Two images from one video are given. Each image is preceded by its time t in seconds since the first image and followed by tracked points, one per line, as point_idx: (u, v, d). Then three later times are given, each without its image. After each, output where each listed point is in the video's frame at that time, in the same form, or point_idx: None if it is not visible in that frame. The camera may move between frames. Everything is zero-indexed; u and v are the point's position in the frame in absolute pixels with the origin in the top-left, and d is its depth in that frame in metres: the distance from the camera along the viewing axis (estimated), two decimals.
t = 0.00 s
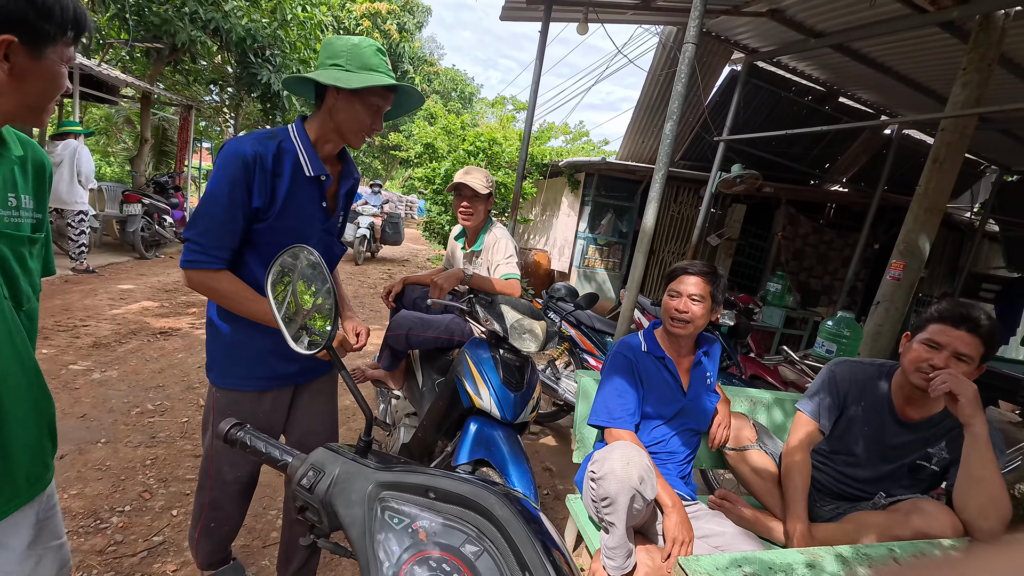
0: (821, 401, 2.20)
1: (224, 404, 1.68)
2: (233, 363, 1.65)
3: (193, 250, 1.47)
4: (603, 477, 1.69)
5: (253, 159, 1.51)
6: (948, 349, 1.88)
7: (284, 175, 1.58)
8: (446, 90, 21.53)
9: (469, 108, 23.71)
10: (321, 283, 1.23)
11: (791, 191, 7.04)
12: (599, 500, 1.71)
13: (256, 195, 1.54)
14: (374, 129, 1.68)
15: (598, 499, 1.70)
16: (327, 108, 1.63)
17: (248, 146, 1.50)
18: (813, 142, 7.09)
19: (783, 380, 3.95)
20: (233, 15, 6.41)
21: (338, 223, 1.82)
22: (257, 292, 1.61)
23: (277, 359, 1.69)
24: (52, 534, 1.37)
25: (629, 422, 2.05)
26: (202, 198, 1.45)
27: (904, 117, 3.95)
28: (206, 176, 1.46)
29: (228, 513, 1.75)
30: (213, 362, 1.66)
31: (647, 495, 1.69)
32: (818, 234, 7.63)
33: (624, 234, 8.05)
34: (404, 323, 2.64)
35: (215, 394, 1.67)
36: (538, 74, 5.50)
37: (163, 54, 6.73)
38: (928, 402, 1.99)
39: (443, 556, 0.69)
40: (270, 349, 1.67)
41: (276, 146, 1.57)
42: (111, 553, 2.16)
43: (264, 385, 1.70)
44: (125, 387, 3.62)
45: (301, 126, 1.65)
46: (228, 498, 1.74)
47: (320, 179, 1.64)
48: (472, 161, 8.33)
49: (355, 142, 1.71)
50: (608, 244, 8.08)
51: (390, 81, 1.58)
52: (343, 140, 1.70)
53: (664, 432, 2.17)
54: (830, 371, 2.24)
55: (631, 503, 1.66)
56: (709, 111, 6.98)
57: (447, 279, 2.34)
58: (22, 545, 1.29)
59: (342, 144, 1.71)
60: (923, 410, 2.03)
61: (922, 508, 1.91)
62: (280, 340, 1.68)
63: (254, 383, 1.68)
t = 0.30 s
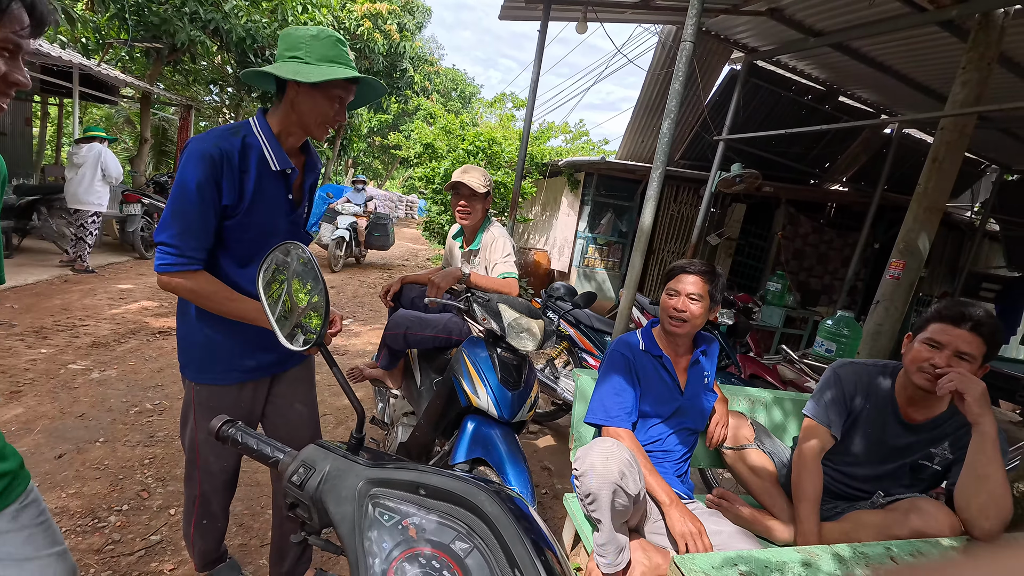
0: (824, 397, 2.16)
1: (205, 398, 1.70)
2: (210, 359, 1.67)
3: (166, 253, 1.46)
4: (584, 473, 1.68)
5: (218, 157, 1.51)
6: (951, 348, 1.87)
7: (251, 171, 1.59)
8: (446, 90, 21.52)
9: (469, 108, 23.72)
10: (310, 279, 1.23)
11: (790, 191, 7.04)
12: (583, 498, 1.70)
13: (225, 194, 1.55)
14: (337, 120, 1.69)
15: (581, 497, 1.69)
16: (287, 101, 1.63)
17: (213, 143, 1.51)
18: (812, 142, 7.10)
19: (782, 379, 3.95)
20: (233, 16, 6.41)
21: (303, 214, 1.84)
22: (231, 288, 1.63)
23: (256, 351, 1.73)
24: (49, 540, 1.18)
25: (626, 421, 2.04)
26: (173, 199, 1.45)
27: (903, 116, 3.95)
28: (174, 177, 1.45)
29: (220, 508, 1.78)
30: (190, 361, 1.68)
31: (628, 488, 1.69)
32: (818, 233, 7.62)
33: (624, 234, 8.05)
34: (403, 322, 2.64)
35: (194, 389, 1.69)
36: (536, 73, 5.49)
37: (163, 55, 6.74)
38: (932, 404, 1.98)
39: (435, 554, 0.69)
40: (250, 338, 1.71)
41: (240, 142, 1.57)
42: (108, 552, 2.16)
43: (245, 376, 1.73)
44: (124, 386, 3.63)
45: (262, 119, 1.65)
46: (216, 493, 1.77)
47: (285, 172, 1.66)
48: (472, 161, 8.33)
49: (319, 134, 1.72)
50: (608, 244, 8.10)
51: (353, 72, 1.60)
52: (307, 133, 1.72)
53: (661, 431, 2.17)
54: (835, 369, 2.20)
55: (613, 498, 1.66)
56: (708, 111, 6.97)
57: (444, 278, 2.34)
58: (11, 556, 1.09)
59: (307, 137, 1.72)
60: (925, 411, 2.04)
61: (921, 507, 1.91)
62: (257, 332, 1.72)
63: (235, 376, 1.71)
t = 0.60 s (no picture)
0: (828, 397, 2.14)
1: (202, 392, 1.69)
2: (206, 355, 1.66)
3: (150, 251, 1.46)
4: (573, 471, 1.67)
5: (196, 154, 1.51)
6: (944, 343, 1.87)
7: (230, 166, 1.59)
8: (446, 89, 21.54)
9: (469, 107, 23.72)
10: (299, 274, 1.22)
11: (791, 189, 7.02)
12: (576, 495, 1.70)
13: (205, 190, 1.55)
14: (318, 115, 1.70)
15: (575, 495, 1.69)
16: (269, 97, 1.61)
17: (190, 140, 1.50)
18: (813, 140, 7.09)
19: (782, 378, 3.94)
20: (233, 16, 6.41)
21: (285, 205, 1.85)
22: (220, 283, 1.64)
23: (248, 343, 1.73)
24: (48, 539, 1.22)
25: (629, 419, 2.03)
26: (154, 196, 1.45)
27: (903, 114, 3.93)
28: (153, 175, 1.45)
29: (215, 499, 1.79)
30: (184, 356, 1.66)
31: (620, 486, 1.67)
32: (818, 232, 7.61)
33: (624, 233, 8.05)
34: (401, 321, 2.63)
35: (190, 384, 1.68)
36: (536, 71, 5.47)
37: (164, 55, 6.75)
38: (939, 403, 1.96)
39: (428, 553, 0.69)
40: (243, 329, 1.71)
41: (217, 138, 1.57)
42: (106, 552, 2.15)
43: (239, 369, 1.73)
44: (123, 386, 3.63)
45: (237, 113, 1.64)
46: (211, 484, 1.78)
47: (264, 165, 1.66)
48: (471, 160, 8.33)
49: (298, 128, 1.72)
50: (608, 243, 8.11)
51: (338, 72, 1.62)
52: (286, 125, 1.70)
53: (660, 429, 2.16)
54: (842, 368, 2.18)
55: (604, 496, 1.64)
56: (708, 109, 6.95)
57: (442, 276, 2.33)
58: (9, 557, 1.12)
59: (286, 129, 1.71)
60: (931, 411, 2.01)
61: (921, 506, 1.90)
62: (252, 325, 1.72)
63: (230, 370, 1.71)
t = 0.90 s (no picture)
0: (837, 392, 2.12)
1: (218, 389, 1.69)
2: (219, 350, 1.67)
3: (160, 248, 1.46)
4: (576, 467, 1.67)
5: (210, 153, 1.51)
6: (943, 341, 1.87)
7: (241, 165, 1.60)
8: (445, 88, 21.52)
9: (468, 106, 23.71)
10: (290, 269, 1.21)
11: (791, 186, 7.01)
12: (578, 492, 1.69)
13: (217, 189, 1.55)
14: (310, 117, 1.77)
15: (575, 491, 1.68)
16: (286, 101, 1.63)
17: (204, 139, 1.51)
18: (812, 137, 7.07)
19: (782, 374, 3.93)
20: (231, 15, 6.41)
21: (286, 204, 1.86)
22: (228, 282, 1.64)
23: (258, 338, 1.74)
24: (41, 534, 1.25)
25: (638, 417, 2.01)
26: (168, 194, 1.46)
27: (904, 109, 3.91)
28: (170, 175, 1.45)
29: (222, 491, 1.85)
30: (197, 357, 1.65)
31: (623, 483, 1.67)
32: (819, 229, 7.59)
33: (624, 231, 8.05)
34: (399, 319, 2.63)
35: (205, 383, 1.67)
36: (534, 69, 5.46)
37: (163, 55, 6.75)
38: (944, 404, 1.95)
39: (418, 547, 0.68)
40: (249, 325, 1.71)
41: (230, 137, 1.57)
42: (104, 550, 2.15)
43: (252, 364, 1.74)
44: (122, 385, 3.62)
45: (245, 112, 1.64)
46: (213, 477, 1.81)
47: (272, 163, 1.68)
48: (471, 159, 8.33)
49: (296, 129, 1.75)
50: (607, 241, 8.11)
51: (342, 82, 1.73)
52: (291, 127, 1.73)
53: (660, 425, 2.15)
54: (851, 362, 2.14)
55: (606, 493, 1.64)
56: (708, 106, 6.93)
57: (438, 273, 2.32)
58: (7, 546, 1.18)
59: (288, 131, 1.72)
60: (941, 413, 2.00)
61: (920, 501, 1.90)
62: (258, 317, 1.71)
63: (242, 366, 1.72)
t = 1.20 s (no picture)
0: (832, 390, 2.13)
1: (250, 382, 1.84)
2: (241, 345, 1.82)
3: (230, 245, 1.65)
4: (575, 466, 1.67)
5: (271, 156, 1.75)
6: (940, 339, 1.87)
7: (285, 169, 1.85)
8: (444, 88, 21.50)
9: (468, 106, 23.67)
10: (285, 266, 1.21)
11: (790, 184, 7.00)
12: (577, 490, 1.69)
13: (272, 193, 1.78)
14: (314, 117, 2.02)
15: (574, 489, 1.68)
16: (310, 116, 1.96)
17: (265, 147, 1.74)
18: (812, 134, 7.08)
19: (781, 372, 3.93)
20: (230, 15, 6.41)
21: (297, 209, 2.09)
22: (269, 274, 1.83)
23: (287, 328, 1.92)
24: (91, 503, 1.44)
25: (628, 415, 2.02)
26: (240, 197, 1.66)
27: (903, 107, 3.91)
28: (247, 174, 1.67)
29: (236, 481, 1.88)
30: (234, 355, 1.80)
31: (621, 480, 1.68)
32: (818, 227, 7.60)
33: (623, 229, 8.06)
34: (398, 319, 2.64)
35: (238, 378, 1.82)
36: (533, 68, 5.46)
37: (161, 55, 6.74)
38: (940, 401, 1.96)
39: (415, 545, 0.68)
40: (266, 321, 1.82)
41: (278, 145, 1.82)
42: (104, 550, 2.15)
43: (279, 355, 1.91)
44: (122, 385, 3.62)
45: (273, 117, 1.87)
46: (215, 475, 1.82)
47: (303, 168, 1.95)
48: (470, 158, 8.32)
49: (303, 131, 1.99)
50: (607, 240, 8.10)
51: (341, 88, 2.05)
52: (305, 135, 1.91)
53: (658, 424, 2.16)
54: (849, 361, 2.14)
55: (605, 491, 1.64)
56: (707, 105, 6.94)
57: (437, 272, 2.32)
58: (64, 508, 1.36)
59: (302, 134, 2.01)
60: (938, 409, 2.01)
61: (919, 498, 1.90)
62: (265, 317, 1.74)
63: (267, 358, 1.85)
